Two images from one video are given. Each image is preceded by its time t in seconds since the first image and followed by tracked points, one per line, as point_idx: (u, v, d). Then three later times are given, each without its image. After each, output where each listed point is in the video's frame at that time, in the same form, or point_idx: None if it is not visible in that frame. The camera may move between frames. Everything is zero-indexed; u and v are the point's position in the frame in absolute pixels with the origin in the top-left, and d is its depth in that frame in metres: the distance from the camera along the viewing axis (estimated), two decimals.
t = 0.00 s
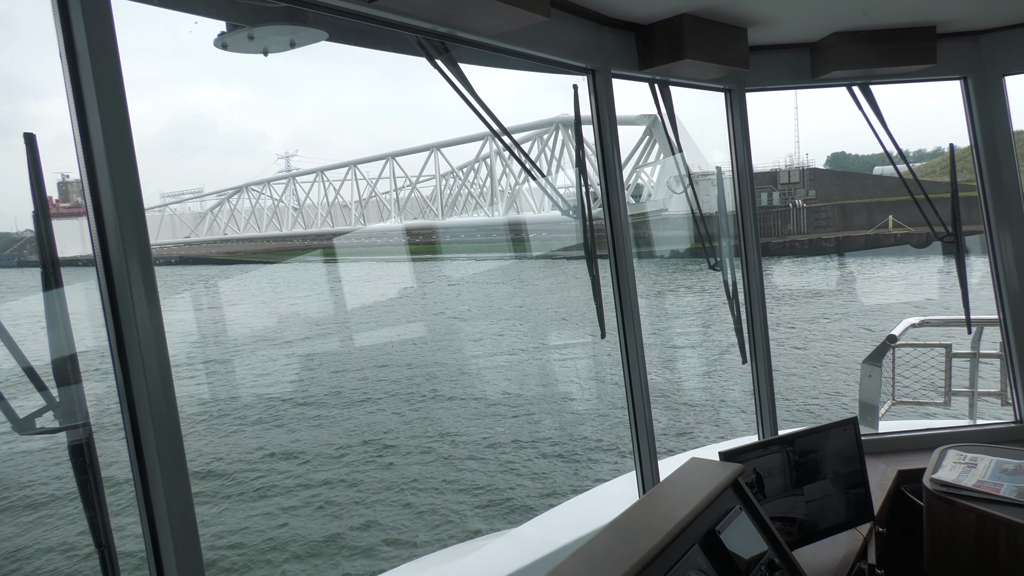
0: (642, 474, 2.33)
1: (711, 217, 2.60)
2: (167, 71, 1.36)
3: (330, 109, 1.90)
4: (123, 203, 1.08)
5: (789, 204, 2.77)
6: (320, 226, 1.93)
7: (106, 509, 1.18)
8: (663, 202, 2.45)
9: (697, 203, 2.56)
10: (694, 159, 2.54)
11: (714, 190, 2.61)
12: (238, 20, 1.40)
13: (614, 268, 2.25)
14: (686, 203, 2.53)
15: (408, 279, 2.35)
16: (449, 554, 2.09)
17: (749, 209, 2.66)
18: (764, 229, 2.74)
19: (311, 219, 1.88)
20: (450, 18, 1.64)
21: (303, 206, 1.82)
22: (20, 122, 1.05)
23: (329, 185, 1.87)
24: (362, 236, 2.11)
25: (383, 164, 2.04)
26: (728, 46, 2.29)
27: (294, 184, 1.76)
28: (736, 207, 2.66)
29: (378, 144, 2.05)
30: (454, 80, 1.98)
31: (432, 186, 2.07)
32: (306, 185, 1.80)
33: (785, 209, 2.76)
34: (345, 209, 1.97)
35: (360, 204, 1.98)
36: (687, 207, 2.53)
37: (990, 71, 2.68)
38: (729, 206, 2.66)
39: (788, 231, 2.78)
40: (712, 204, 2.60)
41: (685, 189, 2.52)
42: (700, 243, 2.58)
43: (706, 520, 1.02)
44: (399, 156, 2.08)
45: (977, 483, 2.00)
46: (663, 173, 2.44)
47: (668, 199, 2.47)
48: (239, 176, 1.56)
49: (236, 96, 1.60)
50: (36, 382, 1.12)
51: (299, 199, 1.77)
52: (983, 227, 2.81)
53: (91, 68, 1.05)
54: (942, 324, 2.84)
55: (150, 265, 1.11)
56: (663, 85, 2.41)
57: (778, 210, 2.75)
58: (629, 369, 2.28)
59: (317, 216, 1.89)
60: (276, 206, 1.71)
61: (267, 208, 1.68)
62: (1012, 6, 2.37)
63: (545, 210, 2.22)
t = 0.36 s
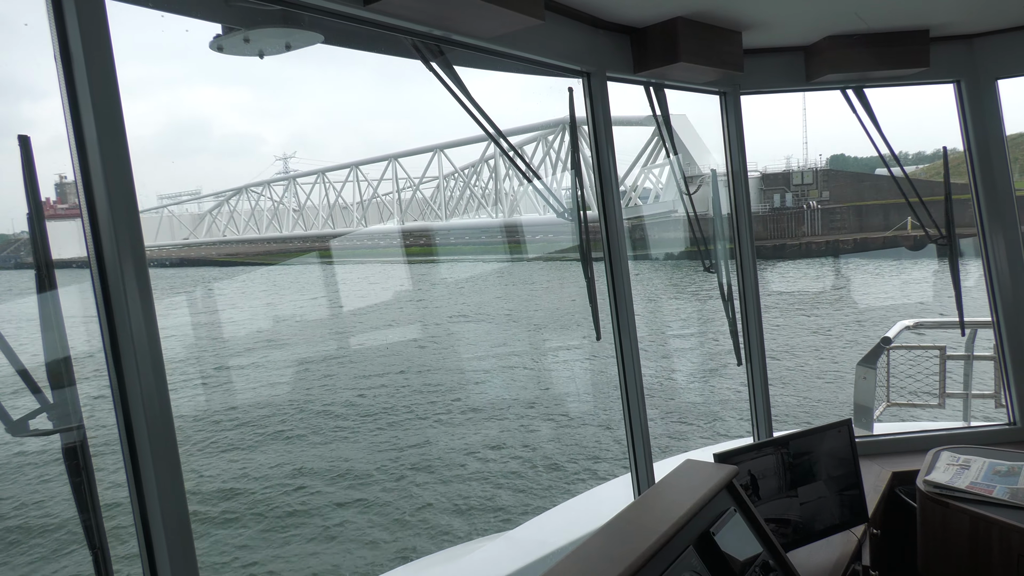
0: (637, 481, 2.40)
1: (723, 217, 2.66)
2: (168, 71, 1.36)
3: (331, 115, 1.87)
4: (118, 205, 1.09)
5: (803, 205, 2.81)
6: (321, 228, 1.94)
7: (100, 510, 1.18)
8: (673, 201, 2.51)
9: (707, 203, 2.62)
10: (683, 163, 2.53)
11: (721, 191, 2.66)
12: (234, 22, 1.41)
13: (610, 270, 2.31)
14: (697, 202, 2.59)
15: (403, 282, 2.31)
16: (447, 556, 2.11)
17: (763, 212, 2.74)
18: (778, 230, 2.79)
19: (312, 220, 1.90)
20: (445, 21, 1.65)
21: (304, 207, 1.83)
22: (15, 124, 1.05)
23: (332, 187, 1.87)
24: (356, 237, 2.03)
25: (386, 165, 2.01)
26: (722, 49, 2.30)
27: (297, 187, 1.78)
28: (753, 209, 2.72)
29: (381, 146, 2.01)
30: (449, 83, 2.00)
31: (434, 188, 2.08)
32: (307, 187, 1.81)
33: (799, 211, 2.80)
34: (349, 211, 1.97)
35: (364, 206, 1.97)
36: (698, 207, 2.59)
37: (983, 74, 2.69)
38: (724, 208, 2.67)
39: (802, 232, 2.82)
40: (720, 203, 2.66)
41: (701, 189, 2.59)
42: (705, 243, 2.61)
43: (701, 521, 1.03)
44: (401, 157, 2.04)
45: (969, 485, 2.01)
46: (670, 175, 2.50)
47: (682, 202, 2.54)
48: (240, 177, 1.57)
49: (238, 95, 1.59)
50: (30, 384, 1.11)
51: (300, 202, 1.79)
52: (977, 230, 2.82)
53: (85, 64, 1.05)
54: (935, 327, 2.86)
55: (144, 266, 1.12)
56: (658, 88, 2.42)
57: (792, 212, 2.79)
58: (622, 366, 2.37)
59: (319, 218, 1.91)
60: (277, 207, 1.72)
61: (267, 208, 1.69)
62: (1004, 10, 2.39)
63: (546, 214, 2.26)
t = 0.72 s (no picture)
0: (637, 484, 2.29)
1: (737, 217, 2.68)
2: (167, 71, 1.37)
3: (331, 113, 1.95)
4: (114, 206, 1.08)
5: (819, 205, 2.82)
6: (323, 228, 1.97)
7: (96, 514, 1.18)
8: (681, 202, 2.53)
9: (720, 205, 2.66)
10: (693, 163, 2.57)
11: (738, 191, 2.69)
12: (231, 24, 1.38)
13: (608, 266, 2.22)
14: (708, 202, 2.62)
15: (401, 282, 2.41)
16: (449, 556, 2.08)
17: (779, 212, 2.77)
18: (796, 229, 2.81)
19: (315, 221, 1.93)
20: (443, 22, 1.65)
21: (307, 208, 1.86)
22: (12, 124, 1.05)
23: (334, 188, 1.88)
24: (357, 238, 2.11)
25: (390, 165, 2.05)
26: (720, 48, 2.30)
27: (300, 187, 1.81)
28: (770, 210, 2.75)
29: (384, 148, 2.09)
30: (447, 82, 1.95)
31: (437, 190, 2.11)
32: (309, 188, 1.84)
33: (815, 210, 2.82)
34: (351, 211, 1.98)
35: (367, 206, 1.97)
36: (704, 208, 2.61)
37: (980, 74, 2.69)
38: (723, 209, 2.67)
39: (820, 231, 2.83)
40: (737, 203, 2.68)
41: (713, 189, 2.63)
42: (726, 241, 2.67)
43: (701, 521, 1.03)
44: (405, 157, 2.09)
45: (969, 485, 2.01)
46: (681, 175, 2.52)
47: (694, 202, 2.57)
48: (240, 178, 1.56)
49: (235, 95, 1.60)
50: (25, 387, 1.13)
51: (301, 202, 1.81)
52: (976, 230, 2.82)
53: (82, 63, 1.05)
54: (934, 326, 2.86)
55: (140, 268, 1.11)
56: (657, 88, 2.42)
57: (808, 211, 2.81)
58: (621, 369, 2.27)
59: (320, 220, 1.94)
60: (279, 207, 1.72)
61: (268, 208, 1.69)
62: (1002, 9, 2.38)
63: (542, 214, 2.22)
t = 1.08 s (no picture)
0: (633, 479, 2.29)
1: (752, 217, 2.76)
2: (166, 71, 1.37)
3: (328, 114, 1.96)
4: (112, 206, 1.08)
5: (832, 204, 2.83)
6: (322, 228, 1.93)
7: (94, 514, 1.17)
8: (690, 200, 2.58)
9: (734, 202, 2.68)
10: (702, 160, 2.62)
11: (752, 190, 2.75)
12: (227, 22, 1.38)
13: (604, 266, 2.23)
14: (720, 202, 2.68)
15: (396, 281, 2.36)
16: (445, 555, 2.10)
17: (792, 211, 2.81)
18: (809, 229, 2.85)
19: (314, 220, 1.89)
20: (441, 22, 1.65)
21: (307, 206, 1.85)
22: (7, 124, 1.04)
23: (333, 186, 1.93)
24: (355, 238, 2.10)
25: (391, 164, 2.10)
26: (717, 49, 2.30)
27: (298, 186, 1.82)
28: (783, 209, 2.80)
29: (380, 148, 2.15)
30: (444, 82, 1.95)
31: (434, 189, 2.10)
32: (308, 187, 1.86)
33: (828, 209, 2.84)
34: (351, 211, 1.97)
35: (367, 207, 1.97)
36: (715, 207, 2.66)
37: (974, 75, 2.71)
38: (719, 209, 2.67)
39: (834, 231, 2.85)
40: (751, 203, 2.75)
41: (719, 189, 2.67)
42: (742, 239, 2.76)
43: (698, 521, 1.03)
44: (406, 156, 2.14)
45: (963, 484, 2.02)
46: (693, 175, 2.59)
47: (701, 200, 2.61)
48: (238, 177, 1.56)
49: (226, 93, 1.57)
50: (22, 386, 1.11)
51: (300, 202, 1.81)
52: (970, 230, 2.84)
53: (80, 63, 1.05)
54: (929, 326, 2.87)
55: (139, 268, 1.11)
56: (654, 88, 2.41)
57: (821, 211, 2.83)
58: (618, 365, 2.26)
59: (320, 219, 1.91)
60: (277, 207, 1.72)
61: (266, 208, 1.68)
62: (997, 11, 2.40)
63: (529, 212, 2.22)
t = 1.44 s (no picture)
0: (627, 479, 2.33)
1: (763, 218, 2.80)
2: (159, 73, 1.36)
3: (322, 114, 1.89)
4: (107, 208, 1.08)
5: (846, 205, 2.85)
6: (321, 228, 1.98)
7: (89, 514, 1.16)
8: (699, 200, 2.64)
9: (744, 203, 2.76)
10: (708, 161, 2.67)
11: (764, 191, 2.78)
12: (223, 24, 1.39)
13: (599, 269, 2.26)
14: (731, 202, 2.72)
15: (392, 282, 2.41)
16: (439, 556, 2.11)
17: (805, 212, 2.84)
18: (822, 229, 2.86)
19: (314, 221, 1.93)
20: (437, 25, 1.66)
21: (306, 207, 1.86)
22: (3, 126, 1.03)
23: (333, 186, 1.91)
24: (353, 239, 2.08)
25: (393, 164, 2.06)
26: (711, 52, 2.32)
27: (299, 187, 1.81)
28: (794, 210, 2.83)
29: (380, 146, 2.06)
30: (439, 83, 1.98)
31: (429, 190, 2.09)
32: (308, 187, 1.85)
33: (842, 211, 2.85)
34: (351, 211, 1.99)
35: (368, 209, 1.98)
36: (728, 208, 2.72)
37: (966, 78, 2.74)
38: (713, 210, 2.69)
39: (848, 232, 2.86)
40: (762, 203, 2.78)
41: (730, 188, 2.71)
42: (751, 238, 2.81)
43: (691, 521, 1.04)
44: (408, 156, 2.09)
45: (955, 485, 2.04)
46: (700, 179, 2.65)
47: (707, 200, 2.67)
48: (236, 177, 1.57)
49: (221, 94, 1.55)
50: (16, 385, 1.10)
51: (301, 202, 1.82)
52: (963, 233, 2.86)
53: (76, 66, 1.05)
54: (923, 327, 2.89)
55: (134, 270, 1.11)
56: (648, 90, 2.42)
57: (835, 211, 2.85)
58: (612, 366, 2.30)
59: (320, 220, 1.95)
60: (277, 207, 1.73)
61: (265, 210, 1.69)
62: (989, 15, 2.42)
63: (533, 214, 2.24)
